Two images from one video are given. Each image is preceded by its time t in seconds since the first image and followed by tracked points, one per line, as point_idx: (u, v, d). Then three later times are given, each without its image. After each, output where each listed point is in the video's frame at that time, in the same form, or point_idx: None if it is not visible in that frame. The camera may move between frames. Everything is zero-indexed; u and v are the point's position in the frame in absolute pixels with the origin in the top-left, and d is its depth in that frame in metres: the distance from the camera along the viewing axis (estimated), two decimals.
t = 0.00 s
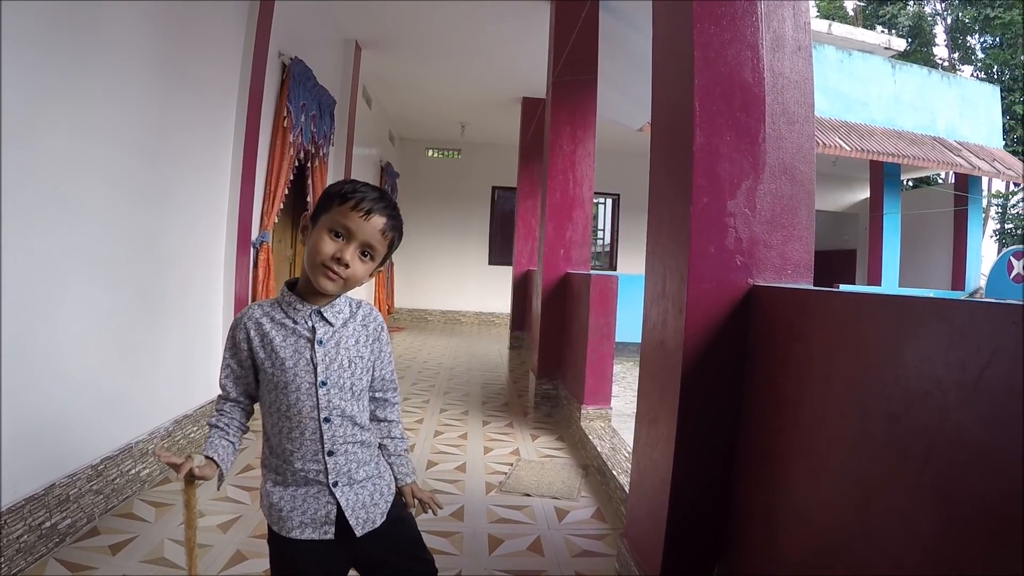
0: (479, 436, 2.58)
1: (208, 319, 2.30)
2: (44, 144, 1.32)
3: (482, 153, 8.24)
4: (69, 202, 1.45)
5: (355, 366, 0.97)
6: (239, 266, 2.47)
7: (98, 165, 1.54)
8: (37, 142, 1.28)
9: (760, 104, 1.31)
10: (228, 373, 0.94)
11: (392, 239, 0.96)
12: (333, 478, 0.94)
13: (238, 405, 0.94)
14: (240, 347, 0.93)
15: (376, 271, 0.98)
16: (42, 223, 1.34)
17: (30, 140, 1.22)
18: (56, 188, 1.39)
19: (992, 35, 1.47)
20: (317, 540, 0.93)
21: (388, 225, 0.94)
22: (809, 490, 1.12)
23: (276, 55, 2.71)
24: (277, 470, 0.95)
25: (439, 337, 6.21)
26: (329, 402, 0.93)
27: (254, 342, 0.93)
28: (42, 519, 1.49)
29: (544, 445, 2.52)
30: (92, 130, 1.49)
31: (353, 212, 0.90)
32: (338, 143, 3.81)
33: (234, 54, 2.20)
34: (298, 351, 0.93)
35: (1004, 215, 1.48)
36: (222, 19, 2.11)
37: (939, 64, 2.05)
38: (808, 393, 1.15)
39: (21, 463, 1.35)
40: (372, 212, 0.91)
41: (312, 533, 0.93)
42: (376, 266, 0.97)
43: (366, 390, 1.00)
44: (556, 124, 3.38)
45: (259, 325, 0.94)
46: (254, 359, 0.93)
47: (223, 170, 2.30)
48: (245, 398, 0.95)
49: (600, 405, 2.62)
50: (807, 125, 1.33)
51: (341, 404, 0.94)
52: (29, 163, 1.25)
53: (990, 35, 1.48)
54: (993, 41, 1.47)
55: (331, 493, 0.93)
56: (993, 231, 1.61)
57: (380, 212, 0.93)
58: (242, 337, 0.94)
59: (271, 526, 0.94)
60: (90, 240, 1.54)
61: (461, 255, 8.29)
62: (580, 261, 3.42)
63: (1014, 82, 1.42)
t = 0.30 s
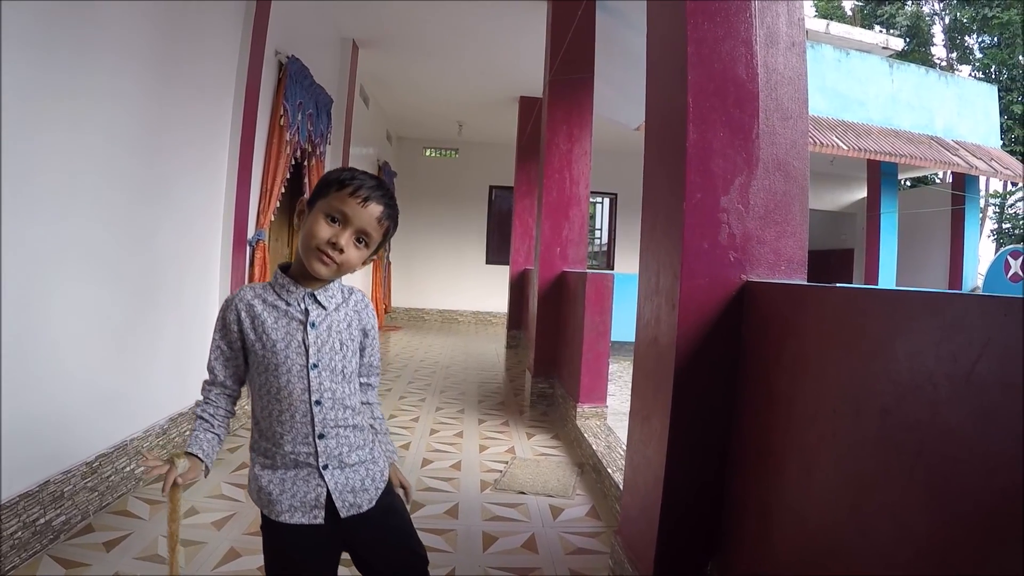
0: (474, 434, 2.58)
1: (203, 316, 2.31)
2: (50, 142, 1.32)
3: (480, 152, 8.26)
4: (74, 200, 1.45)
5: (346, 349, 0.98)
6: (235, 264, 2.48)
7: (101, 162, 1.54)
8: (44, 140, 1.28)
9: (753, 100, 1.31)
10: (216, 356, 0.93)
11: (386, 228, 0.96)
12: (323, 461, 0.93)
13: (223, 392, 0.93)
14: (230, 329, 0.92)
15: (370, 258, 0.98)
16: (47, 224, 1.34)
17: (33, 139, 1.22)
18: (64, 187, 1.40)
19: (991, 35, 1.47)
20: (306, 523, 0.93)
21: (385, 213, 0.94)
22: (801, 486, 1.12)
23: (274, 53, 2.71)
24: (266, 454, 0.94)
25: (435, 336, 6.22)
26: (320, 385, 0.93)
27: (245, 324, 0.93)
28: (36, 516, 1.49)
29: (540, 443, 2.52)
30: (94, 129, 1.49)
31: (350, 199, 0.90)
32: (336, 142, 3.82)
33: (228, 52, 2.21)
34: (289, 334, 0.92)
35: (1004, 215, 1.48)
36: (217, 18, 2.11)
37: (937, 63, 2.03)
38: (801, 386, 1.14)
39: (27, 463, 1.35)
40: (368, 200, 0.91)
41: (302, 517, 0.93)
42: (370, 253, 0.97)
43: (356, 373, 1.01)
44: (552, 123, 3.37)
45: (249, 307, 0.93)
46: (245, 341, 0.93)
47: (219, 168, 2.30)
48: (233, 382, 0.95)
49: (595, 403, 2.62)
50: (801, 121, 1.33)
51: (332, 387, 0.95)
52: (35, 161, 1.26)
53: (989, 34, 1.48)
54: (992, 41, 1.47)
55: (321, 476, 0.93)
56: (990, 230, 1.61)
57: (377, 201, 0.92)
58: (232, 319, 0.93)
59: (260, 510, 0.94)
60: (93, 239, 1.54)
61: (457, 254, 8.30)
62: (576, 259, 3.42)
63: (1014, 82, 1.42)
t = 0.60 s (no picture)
0: (466, 433, 2.58)
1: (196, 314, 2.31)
2: (47, 140, 1.32)
3: (475, 152, 8.27)
4: (71, 197, 1.45)
5: (339, 331, 0.98)
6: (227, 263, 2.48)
7: (97, 160, 1.55)
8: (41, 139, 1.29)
9: (743, 99, 1.31)
10: (207, 337, 0.91)
11: (381, 207, 0.96)
12: (316, 445, 0.93)
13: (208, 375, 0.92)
14: (223, 310, 0.91)
15: (364, 239, 0.97)
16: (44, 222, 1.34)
17: (33, 137, 1.23)
18: (60, 186, 1.40)
19: (985, 37, 1.47)
20: (299, 508, 0.93)
21: (378, 193, 0.94)
22: (788, 482, 1.12)
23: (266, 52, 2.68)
24: (259, 437, 0.94)
25: (427, 336, 6.22)
26: (314, 366, 0.93)
27: (238, 304, 0.92)
28: (26, 513, 1.49)
29: (532, 442, 2.52)
30: (91, 127, 1.49)
31: (344, 178, 0.90)
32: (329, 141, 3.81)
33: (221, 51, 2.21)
34: (284, 314, 0.92)
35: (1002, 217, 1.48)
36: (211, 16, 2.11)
37: (931, 65, 2.04)
38: (790, 383, 1.15)
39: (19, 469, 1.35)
40: (362, 179, 0.91)
41: (294, 502, 0.93)
42: (365, 234, 0.96)
43: (349, 356, 1.01)
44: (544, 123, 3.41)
45: (244, 286, 0.92)
46: (238, 321, 0.92)
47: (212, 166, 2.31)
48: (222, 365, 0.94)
49: (586, 403, 2.63)
50: (791, 120, 1.34)
51: (327, 368, 0.95)
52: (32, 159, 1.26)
53: (983, 37, 1.48)
54: (986, 43, 1.48)
55: (314, 461, 0.93)
56: (983, 232, 1.62)
57: (371, 180, 0.92)
58: (226, 299, 0.92)
59: (253, 495, 0.94)
60: (90, 237, 1.54)
61: (451, 253, 8.31)
62: (569, 259, 3.43)
63: (1008, 84, 1.42)
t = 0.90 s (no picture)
0: (466, 433, 2.58)
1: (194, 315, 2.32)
2: (40, 138, 1.32)
3: (474, 152, 8.29)
4: (70, 196, 1.45)
5: (345, 324, 0.97)
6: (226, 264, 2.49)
7: (94, 160, 1.55)
8: (33, 137, 1.28)
9: (738, 96, 1.32)
10: (212, 327, 0.92)
11: (382, 194, 0.96)
12: (321, 439, 0.93)
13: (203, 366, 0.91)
14: (228, 300, 0.92)
15: (368, 227, 0.98)
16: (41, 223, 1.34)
17: (30, 135, 1.23)
18: (59, 185, 1.41)
19: (984, 36, 1.46)
20: (302, 503, 0.93)
21: (379, 179, 0.94)
22: (786, 480, 1.12)
23: (264, 52, 2.70)
24: (263, 431, 0.93)
25: (427, 336, 6.22)
26: (320, 358, 0.93)
27: (245, 295, 0.92)
28: (26, 513, 1.49)
29: (532, 442, 2.52)
30: (87, 126, 1.49)
31: (344, 167, 0.90)
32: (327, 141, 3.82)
33: (218, 52, 2.21)
34: (290, 305, 0.92)
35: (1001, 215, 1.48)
36: (207, 17, 2.12)
37: (929, 64, 2.04)
38: (786, 381, 1.15)
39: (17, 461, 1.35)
40: (362, 166, 0.92)
41: (297, 497, 0.92)
42: (368, 222, 0.97)
43: (354, 350, 1.00)
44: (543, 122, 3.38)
45: (250, 278, 0.93)
46: (245, 312, 0.92)
47: (210, 167, 2.32)
48: (223, 356, 0.93)
49: (586, 403, 2.63)
50: (786, 117, 1.34)
51: (332, 361, 0.94)
52: (25, 157, 1.25)
53: (982, 36, 1.48)
54: (985, 42, 1.46)
55: (317, 455, 0.93)
56: (983, 231, 1.62)
57: (371, 167, 0.93)
58: (232, 289, 0.92)
59: (256, 490, 0.94)
60: (87, 236, 1.54)
61: (450, 253, 8.31)
62: (568, 259, 3.43)
63: (1008, 82, 1.42)
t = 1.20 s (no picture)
0: (466, 434, 2.58)
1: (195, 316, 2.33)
2: (38, 138, 1.32)
3: (475, 154, 8.30)
4: (67, 196, 1.45)
5: (353, 339, 0.97)
6: (227, 266, 2.50)
7: (91, 159, 1.55)
8: (32, 137, 1.28)
9: (737, 95, 1.32)
10: (215, 337, 0.89)
11: (387, 204, 0.96)
12: (327, 452, 0.92)
13: (199, 372, 0.90)
14: (235, 311, 0.90)
15: (375, 237, 0.98)
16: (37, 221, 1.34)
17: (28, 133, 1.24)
18: (57, 184, 1.41)
19: (986, 35, 1.46)
20: (305, 517, 0.91)
21: (383, 189, 0.94)
22: (785, 477, 1.12)
23: (264, 55, 2.72)
24: (268, 443, 0.92)
25: (428, 338, 6.22)
26: (329, 373, 0.92)
27: (254, 307, 0.90)
28: (27, 514, 1.50)
29: (533, 442, 2.52)
30: (86, 126, 1.50)
31: (348, 178, 0.90)
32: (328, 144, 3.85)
33: (218, 54, 2.23)
34: (300, 320, 0.91)
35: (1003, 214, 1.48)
36: (208, 19, 2.13)
37: (930, 64, 2.03)
38: (785, 380, 1.14)
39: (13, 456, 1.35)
40: (366, 177, 0.91)
41: (300, 509, 0.91)
42: (374, 232, 0.96)
43: (360, 363, 1.00)
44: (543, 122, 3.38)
45: (260, 290, 0.91)
46: (253, 325, 0.90)
47: (210, 169, 2.33)
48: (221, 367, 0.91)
49: (587, 403, 2.63)
50: (785, 116, 1.34)
51: (340, 376, 0.94)
52: (24, 157, 1.26)
53: (983, 35, 1.47)
54: (986, 41, 1.46)
55: (323, 468, 0.91)
56: (985, 231, 1.61)
57: (374, 176, 0.93)
58: (239, 300, 0.90)
59: (257, 501, 0.92)
60: (88, 237, 1.55)
61: (452, 255, 8.31)
62: (568, 259, 3.44)
63: (1009, 82, 1.44)
